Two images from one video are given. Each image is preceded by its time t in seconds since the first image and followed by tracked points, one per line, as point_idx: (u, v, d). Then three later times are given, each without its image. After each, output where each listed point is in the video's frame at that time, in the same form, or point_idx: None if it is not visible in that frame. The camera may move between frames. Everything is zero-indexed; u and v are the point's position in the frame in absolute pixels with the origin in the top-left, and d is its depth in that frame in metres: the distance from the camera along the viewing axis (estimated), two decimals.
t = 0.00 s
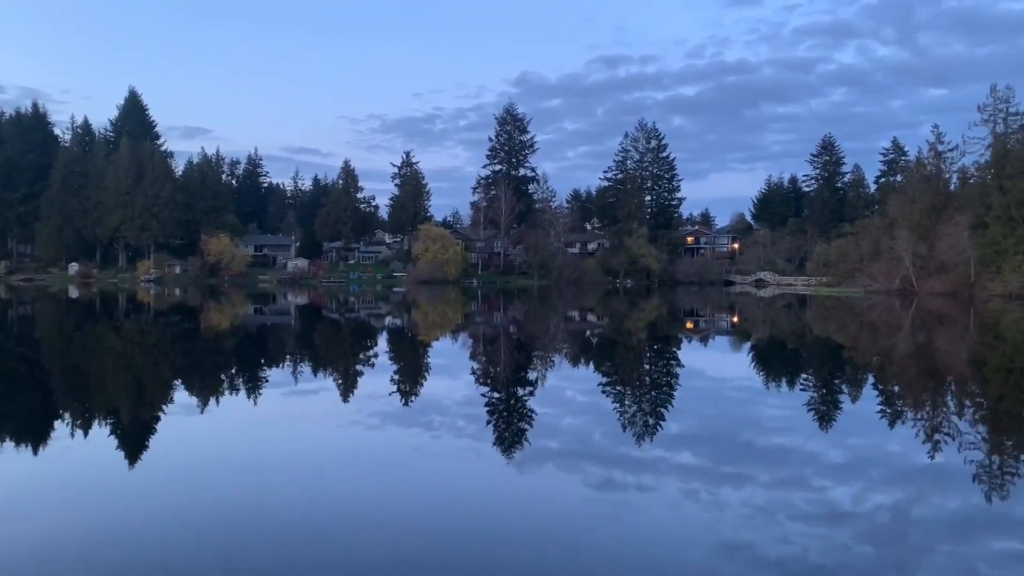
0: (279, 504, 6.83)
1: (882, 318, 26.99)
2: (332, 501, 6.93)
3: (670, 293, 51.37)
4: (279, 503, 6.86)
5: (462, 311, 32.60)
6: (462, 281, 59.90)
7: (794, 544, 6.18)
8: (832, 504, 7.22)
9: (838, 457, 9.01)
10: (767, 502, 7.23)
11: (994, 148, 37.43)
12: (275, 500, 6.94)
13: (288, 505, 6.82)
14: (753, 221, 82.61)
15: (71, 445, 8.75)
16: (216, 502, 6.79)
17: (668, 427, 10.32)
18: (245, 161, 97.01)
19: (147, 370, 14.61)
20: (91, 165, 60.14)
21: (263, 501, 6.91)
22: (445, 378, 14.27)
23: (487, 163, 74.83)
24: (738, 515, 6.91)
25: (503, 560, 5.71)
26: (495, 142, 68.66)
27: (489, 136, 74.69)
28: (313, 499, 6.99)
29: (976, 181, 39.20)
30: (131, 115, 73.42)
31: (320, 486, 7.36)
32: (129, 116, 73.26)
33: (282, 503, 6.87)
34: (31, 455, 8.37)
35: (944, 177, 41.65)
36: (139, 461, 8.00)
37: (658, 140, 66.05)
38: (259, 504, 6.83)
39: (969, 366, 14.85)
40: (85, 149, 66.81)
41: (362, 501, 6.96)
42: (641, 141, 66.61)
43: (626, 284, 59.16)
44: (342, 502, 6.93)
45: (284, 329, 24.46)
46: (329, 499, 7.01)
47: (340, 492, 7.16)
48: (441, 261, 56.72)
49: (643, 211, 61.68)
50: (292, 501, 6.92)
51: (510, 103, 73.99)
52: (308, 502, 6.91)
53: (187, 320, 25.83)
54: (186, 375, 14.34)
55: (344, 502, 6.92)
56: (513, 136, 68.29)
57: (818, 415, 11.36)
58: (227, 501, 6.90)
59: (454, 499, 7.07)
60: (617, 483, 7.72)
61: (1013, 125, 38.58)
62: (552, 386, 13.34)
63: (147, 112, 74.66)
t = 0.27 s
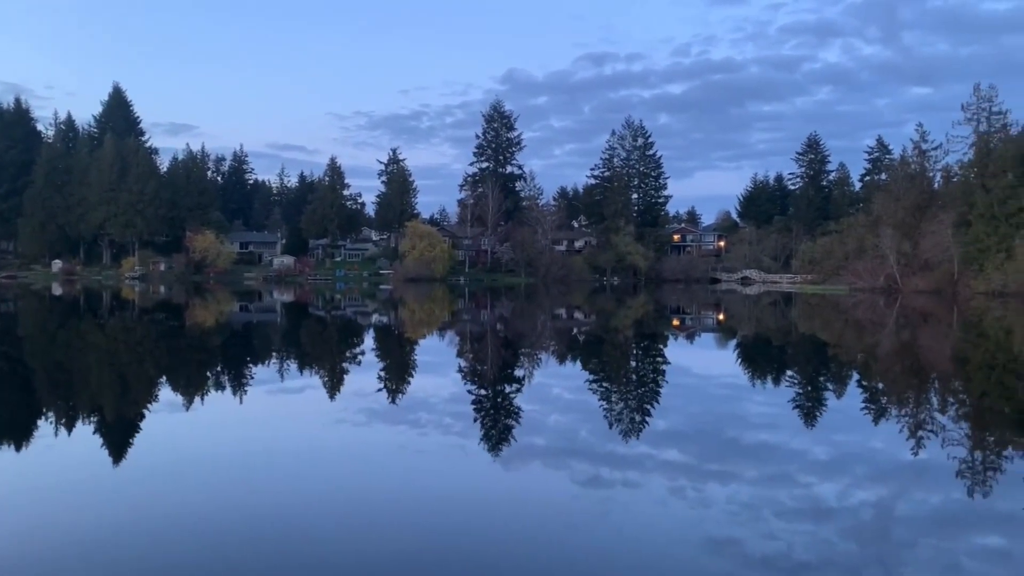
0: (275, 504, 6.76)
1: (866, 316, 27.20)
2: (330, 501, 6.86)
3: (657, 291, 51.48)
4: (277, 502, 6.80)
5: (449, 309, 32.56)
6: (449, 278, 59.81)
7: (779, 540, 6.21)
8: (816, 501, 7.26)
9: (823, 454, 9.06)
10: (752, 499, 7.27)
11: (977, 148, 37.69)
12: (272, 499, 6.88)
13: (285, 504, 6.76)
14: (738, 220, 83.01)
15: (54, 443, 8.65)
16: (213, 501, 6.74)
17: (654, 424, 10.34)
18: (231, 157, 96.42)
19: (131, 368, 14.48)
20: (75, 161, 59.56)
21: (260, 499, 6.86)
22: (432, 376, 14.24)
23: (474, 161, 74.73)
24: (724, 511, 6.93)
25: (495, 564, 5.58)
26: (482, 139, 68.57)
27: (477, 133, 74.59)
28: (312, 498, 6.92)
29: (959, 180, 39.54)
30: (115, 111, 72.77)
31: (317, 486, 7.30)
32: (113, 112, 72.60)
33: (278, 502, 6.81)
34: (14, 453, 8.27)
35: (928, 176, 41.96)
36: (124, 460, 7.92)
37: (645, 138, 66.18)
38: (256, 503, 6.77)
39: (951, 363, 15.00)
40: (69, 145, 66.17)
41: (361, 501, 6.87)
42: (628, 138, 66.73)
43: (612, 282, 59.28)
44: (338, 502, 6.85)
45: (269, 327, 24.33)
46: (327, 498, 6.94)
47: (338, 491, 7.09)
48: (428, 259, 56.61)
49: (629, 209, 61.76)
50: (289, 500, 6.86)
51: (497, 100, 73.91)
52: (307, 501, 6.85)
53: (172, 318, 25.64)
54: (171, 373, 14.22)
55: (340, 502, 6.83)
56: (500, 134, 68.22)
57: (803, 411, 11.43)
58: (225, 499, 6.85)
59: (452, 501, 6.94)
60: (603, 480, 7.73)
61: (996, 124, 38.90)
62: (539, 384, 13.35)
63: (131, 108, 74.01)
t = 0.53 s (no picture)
0: (271, 504, 6.72)
1: (849, 313, 27.46)
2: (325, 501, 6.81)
3: (643, 288, 51.67)
4: (273, 502, 6.76)
5: (434, 307, 32.49)
6: (434, 276, 59.70)
7: (763, 537, 6.23)
8: (800, 498, 7.29)
9: (806, 451, 9.11)
10: (736, 496, 7.29)
11: (958, 147, 38.08)
12: (267, 499, 6.84)
13: (281, 504, 6.72)
14: (722, 218, 83.45)
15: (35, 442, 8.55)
16: (208, 501, 6.71)
17: (639, 421, 10.36)
18: (215, 154, 95.79)
19: (114, 366, 14.34)
20: (57, 158, 58.96)
21: (256, 499, 6.82)
22: (417, 374, 14.20)
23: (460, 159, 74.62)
24: (708, 508, 6.95)
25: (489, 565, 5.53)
26: (468, 137, 68.47)
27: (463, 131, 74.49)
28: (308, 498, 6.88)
29: (941, 178, 39.93)
30: (97, 107, 72.09)
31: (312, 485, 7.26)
32: (96, 109, 71.90)
33: (272, 502, 6.77)
34: None
35: (911, 174, 42.30)
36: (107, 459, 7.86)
37: (630, 136, 66.33)
38: (251, 503, 6.72)
39: (933, 360, 15.14)
40: (51, 141, 65.52)
41: (357, 500, 6.82)
42: (613, 137, 66.86)
43: (598, 280, 59.40)
44: (333, 502, 6.80)
45: (254, 325, 24.19)
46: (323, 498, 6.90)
47: (335, 491, 7.04)
48: (414, 257, 56.49)
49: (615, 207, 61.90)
50: (284, 499, 6.82)
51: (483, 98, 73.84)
52: (302, 501, 6.81)
53: (156, 316, 25.45)
54: (155, 372, 14.10)
55: (336, 502, 6.78)
56: (486, 131, 68.15)
57: (787, 409, 11.49)
58: (220, 499, 6.81)
59: (449, 501, 6.88)
60: (588, 478, 7.74)
61: (977, 123, 39.30)
62: (525, 381, 13.35)
63: (114, 104, 73.34)
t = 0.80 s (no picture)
0: (265, 504, 6.69)
1: (834, 312, 27.66)
2: (320, 502, 6.75)
3: (629, 287, 51.83)
4: (268, 503, 6.70)
5: (421, 306, 32.48)
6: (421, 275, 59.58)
7: (749, 534, 6.25)
8: (785, 495, 7.33)
9: (791, 449, 9.16)
10: (721, 494, 7.31)
11: (941, 147, 38.44)
12: (261, 500, 6.78)
13: (274, 505, 6.66)
14: (708, 217, 83.83)
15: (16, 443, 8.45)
16: (203, 501, 6.67)
17: (626, 420, 10.37)
18: (199, 153, 95.17)
19: (98, 366, 14.21)
20: (39, 157, 58.36)
21: (249, 500, 6.76)
22: (404, 374, 14.15)
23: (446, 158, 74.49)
24: (693, 506, 6.98)
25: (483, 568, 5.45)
26: (454, 136, 68.37)
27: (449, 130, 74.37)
28: (302, 499, 6.82)
29: (924, 178, 40.27)
30: (81, 106, 71.45)
31: (307, 485, 7.21)
32: (79, 107, 71.23)
33: (266, 503, 6.71)
34: None
35: (894, 174, 42.51)
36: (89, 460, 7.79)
37: (617, 136, 66.48)
38: (245, 504, 6.67)
39: (917, 358, 15.26)
40: (32, 140, 64.83)
41: (352, 502, 6.76)
42: (600, 136, 66.99)
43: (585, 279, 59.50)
44: (327, 504, 6.73)
45: (239, 324, 24.06)
46: (319, 500, 6.84)
47: (330, 493, 6.99)
48: (401, 256, 56.36)
49: (602, 206, 62.02)
50: (278, 501, 6.76)
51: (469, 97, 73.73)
52: (297, 502, 6.75)
53: (140, 315, 25.26)
54: (139, 372, 13.96)
55: (331, 504, 6.71)
56: (472, 130, 68.09)
57: (772, 406, 11.55)
58: (215, 500, 6.77)
59: (446, 503, 6.80)
60: (575, 476, 7.74)
61: (960, 123, 39.65)
62: (512, 380, 13.34)
63: (98, 103, 72.71)
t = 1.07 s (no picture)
0: (258, 505, 6.63)
1: (816, 311, 27.83)
2: (317, 503, 6.69)
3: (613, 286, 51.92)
4: (261, 504, 6.65)
5: (405, 305, 32.38)
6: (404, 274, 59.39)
7: (732, 532, 6.27)
8: (768, 492, 7.37)
9: (774, 446, 9.20)
10: (704, 491, 7.33)
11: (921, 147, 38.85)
12: (257, 501, 6.73)
13: (268, 506, 6.61)
14: (691, 216, 84.17)
15: None
16: (197, 502, 6.62)
17: (610, 418, 10.38)
18: (181, 152, 94.34)
19: (79, 367, 14.02)
20: (17, 155, 57.56)
21: (245, 501, 6.71)
22: (388, 373, 14.09)
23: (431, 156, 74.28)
24: (677, 503, 7.00)
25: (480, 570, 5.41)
26: (438, 135, 68.21)
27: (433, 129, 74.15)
28: (299, 500, 6.77)
29: (905, 177, 40.67)
30: (60, 104, 70.55)
31: (301, 486, 7.16)
32: (58, 105, 70.35)
33: (262, 504, 6.65)
34: None
35: (875, 173, 43.50)
36: (70, 461, 7.69)
37: (600, 135, 66.58)
38: (240, 504, 6.62)
39: (899, 355, 15.37)
40: (10, 138, 63.95)
41: (345, 502, 6.72)
42: (584, 135, 67.07)
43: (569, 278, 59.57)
44: (324, 505, 6.67)
45: (222, 324, 23.85)
46: (312, 500, 6.79)
47: (323, 493, 6.94)
48: (384, 255, 56.18)
49: (585, 205, 62.11)
50: (274, 502, 6.71)
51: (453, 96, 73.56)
52: (293, 503, 6.69)
53: (121, 315, 24.99)
54: (120, 372, 13.81)
55: (325, 504, 6.67)
56: (456, 129, 67.94)
57: (754, 405, 11.60)
58: (208, 500, 6.72)
59: (442, 503, 6.75)
60: (559, 475, 7.74)
61: (939, 123, 40.11)
62: (496, 380, 13.32)
63: (77, 101, 71.84)
